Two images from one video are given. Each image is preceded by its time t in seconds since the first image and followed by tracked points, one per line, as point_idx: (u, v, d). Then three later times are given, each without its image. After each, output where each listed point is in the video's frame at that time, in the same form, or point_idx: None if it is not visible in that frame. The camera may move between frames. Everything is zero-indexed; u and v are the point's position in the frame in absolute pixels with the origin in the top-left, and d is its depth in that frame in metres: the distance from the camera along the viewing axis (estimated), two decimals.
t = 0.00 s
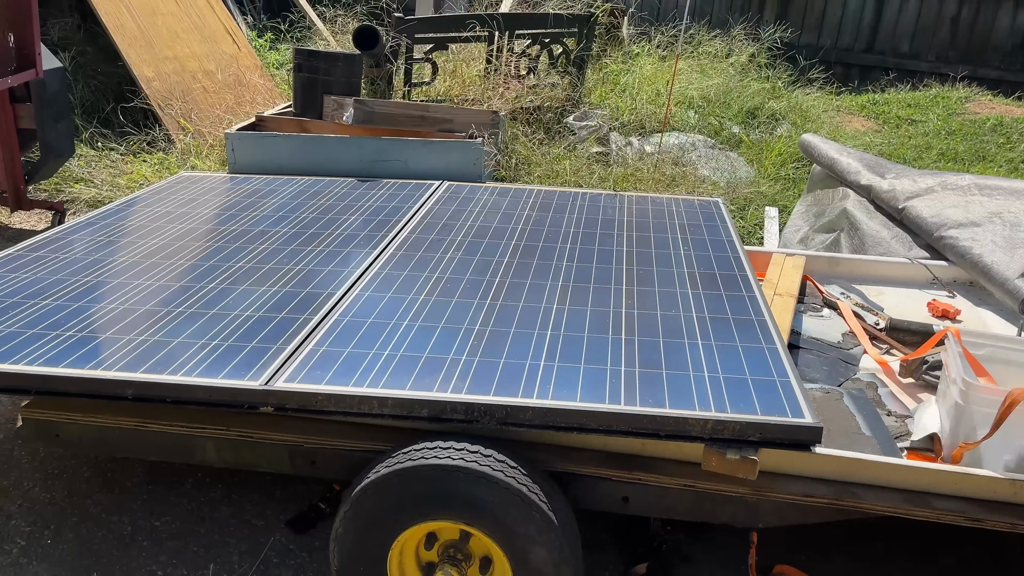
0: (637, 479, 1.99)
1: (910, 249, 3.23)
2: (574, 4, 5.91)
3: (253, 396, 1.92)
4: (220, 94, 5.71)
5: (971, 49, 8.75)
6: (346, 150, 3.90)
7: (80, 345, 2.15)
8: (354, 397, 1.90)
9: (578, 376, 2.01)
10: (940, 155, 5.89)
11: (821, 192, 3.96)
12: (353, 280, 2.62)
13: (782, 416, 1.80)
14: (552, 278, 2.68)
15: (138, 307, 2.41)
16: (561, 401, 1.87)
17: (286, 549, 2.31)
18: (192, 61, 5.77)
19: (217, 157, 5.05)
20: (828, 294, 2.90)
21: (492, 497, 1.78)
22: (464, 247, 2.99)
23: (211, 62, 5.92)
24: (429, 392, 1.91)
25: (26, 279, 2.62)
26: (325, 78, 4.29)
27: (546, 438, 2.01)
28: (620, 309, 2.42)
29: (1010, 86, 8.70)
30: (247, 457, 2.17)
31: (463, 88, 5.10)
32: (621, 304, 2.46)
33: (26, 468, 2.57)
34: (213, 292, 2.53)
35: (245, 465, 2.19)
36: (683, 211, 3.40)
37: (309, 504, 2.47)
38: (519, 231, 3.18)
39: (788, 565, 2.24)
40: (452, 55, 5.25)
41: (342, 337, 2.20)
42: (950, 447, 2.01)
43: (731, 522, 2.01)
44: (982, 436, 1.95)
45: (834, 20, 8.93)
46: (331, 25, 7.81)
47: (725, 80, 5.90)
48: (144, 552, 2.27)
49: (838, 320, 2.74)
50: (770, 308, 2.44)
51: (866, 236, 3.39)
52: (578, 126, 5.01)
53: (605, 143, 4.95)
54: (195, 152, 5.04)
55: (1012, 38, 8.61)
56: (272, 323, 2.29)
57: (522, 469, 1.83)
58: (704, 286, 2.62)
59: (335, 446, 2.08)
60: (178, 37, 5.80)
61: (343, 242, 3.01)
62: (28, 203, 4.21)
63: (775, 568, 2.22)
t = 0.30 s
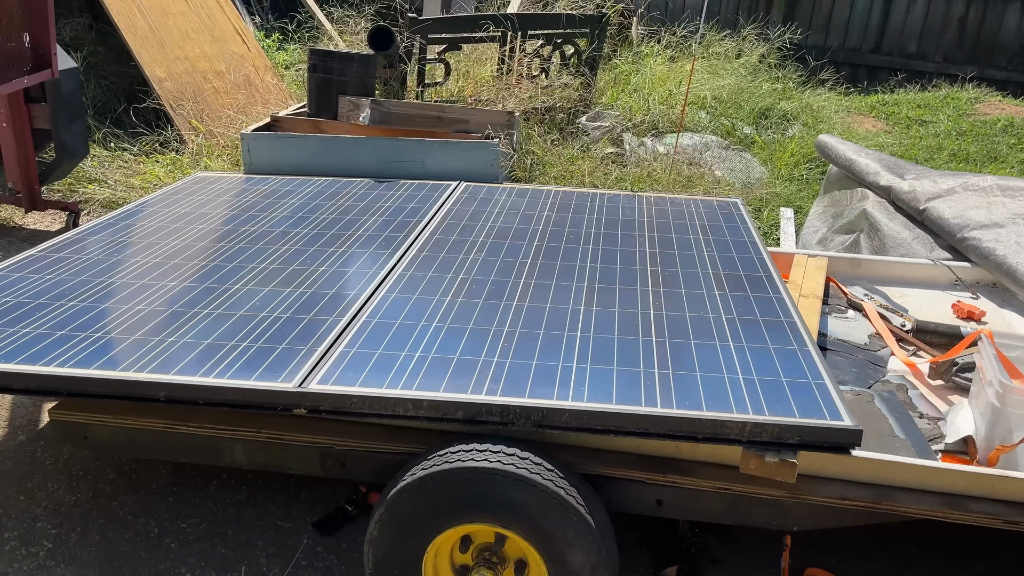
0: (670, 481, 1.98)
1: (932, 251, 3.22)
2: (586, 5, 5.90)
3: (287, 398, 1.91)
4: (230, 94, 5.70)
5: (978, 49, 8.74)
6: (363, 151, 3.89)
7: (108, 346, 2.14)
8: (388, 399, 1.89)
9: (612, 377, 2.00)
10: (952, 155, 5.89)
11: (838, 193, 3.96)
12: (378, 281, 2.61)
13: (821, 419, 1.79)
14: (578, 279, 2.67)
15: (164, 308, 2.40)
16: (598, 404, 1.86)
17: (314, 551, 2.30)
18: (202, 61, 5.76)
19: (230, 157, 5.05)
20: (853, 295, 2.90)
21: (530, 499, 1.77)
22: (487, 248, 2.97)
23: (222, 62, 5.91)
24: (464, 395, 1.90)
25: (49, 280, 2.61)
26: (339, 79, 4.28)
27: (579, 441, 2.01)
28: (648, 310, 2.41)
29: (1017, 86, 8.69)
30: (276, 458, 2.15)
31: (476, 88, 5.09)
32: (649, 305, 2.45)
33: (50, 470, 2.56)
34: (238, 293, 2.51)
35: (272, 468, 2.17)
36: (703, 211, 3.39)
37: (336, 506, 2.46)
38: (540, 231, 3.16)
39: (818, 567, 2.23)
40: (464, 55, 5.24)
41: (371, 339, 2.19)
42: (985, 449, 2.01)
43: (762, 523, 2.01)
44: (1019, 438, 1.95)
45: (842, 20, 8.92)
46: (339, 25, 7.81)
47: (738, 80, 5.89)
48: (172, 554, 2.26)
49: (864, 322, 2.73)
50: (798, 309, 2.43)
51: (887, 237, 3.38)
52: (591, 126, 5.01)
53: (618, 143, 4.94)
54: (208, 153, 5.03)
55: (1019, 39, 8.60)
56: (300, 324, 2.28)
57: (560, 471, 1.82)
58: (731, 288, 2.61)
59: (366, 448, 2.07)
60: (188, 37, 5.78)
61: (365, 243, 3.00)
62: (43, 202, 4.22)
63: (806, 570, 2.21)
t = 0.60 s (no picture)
0: (704, 484, 1.97)
1: (952, 251, 3.22)
2: (595, 5, 5.89)
3: (321, 401, 1.90)
4: (239, 95, 5.69)
5: (984, 49, 8.75)
6: (378, 151, 3.87)
7: (137, 348, 2.13)
8: (424, 402, 1.88)
9: (646, 379, 1.99)
10: (961, 155, 5.89)
11: (854, 193, 3.95)
12: (403, 282, 2.59)
13: (861, 421, 1.78)
14: (604, 280, 2.66)
15: (190, 310, 2.38)
16: (635, 406, 1.85)
17: (341, 554, 2.29)
18: (211, 61, 5.74)
19: (240, 157, 5.03)
20: (876, 296, 2.89)
21: (568, 503, 1.76)
22: (509, 248, 2.96)
23: (230, 62, 5.90)
24: (500, 397, 1.89)
25: (72, 281, 2.60)
26: (353, 78, 4.25)
27: (613, 444, 2.00)
28: (676, 312, 2.40)
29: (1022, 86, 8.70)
30: (306, 461, 2.14)
31: (487, 88, 5.08)
32: (676, 306, 2.44)
33: (73, 474, 2.55)
34: (263, 295, 2.50)
35: (302, 471, 2.15)
36: (722, 212, 3.38)
37: (362, 509, 2.45)
38: (561, 232, 3.15)
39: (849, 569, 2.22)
40: (475, 55, 5.23)
41: (401, 341, 2.18)
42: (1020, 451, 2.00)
43: (797, 526, 2.00)
44: None
45: (847, 20, 8.93)
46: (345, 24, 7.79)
47: (748, 80, 5.88)
48: (199, 558, 2.25)
49: (888, 324, 2.73)
50: (826, 310, 2.42)
51: (906, 238, 3.38)
52: (602, 126, 5.00)
53: (630, 143, 4.94)
54: (218, 153, 5.02)
55: None
56: (329, 326, 2.27)
57: (597, 476, 1.81)
58: (757, 289, 2.60)
59: (399, 452, 2.06)
60: (197, 37, 5.76)
61: (386, 244, 2.99)
62: (56, 203, 4.21)
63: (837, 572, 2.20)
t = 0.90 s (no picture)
0: (746, 489, 1.96)
1: (976, 252, 3.22)
2: (605, 5, 5.87)
3: (362, 407, 1.89)
4: (248, 96, 5.67)
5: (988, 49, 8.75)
6: (395, 152, 3.85)
7: (172, 354, 2.11)
8: (467, 408, 1.86)
9: (688, 385, 1.98)
10: (971, 155, 5.89)
11: (873, 194, 3.95)
12: (433, 286, 2.57)
13: (909, 426, 1.76)
14: (634, 283, 2.64)
15: (220, 314, 2.36)
16: (680, 412, 1.84)
17: (376, 561, 2.27)
18: (219, 62, 5.71)
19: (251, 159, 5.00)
20: (903, 298, 2.88)
21: (616, 510, 1.74)
22: (534, 250, 2.94)
23: (238, 63, 5.86)
24: (543, 403, 1.87)
25: (99, 285, 2.57)
26: (367, 80, 4.23)
27: (655, 450, 1.98)
28: (710, 316, 2.39)
29: None
30: (343, 468, 2.12)
31: (499, 89, 5.06)
32: (710, 310, 2.43)
33: (100, 480, 2.52)
34: (292, 299, 2.48)
35: (338, 478, 2.13)
36: (744, 213, 3.37)
37: (393, 515, 2.43)
38: (584, 234, 3.13)
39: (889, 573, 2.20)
40: (487, 55, 5.21)
41: (437, 346, 2.17)
42: None
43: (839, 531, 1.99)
44: None
45: (852, 19, 8.93)
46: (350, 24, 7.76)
47: (758, 80, 5.87)
48: (233, 565, 2.23)
49: (918, 326, 2.72)
50: (860, 313, 2.41)
51: (929, 239, 3.38)
52: (615, 127, 4.99)
53: (643, 144, 4.92)
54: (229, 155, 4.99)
55: None
56: (362, 331, 2.25)
57: (644, 483, 1.79)
58: (789, 291, 2.59)
59: (437, 457, 2.05)
60: (205, 38, 5.72)
61: (411, 247, 2.96)
62: (68, 205, 4.17)
63: None
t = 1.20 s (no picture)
0: (778, 494, 1.96)
1: (990, 253, 3.23)
2: (610, 6, 5.87)
3: (396, 414, 1.89)
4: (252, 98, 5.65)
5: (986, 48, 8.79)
6: (407, 155, 3.84)
7: (200, 361, 2.10)
8: (501, 414, 1.86)
9: (719, 389, 1.98)
10: (974, 155, 5.92)
11: (883, 194, 3.96)
12: (456, 290, 2.57)
13: (945, 431, 1.77)
14: (656, 286, 2.64)
15: (245, 320, 2.35)
16: (715, 418, 1.84)
17: (403, 566, 2.27)
18: (223, 63, 5.69)
19: (259, 161, 4.99)
20: (921, 300, 2.89)
21: (654, 516, 1.74)
22: (554, 253, 2.94)
23: (242, 64, 5.84)
24: (577, 409, 1.87)
25: (120, 291, 2.56)
26: (378, 81, 4.22)
27: (686, 455, 1.99)
28: (735, 319, 2.39)
29: None
30: (372, 474, 2.12)
31: (506, 90, 5.06)
32: (734, 313, 2.43)
33: (123, 487, 2.51)
34: (315, 304, 2.47)
35: (367, 483, 2.13)
36: (759, 215, 3.38)
37: (418, 519, 2.43)
38: (601, 237, 3.13)
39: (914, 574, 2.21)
40: (493, 56, 5.20)
41: (465, 352, 2.16)
42: None
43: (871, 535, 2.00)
44: None
45: (851, 19, 8.95)
46: (351, 24, 7.75)
47: (763, 80, 5.88)
48: (260, 572, 2.23)
49: (937, 327, 2.73)
50: (884, 316, 2.42)
51: (942, 240, 3.39)
52: (623, 127, 4.99)
53: (651, 145, 4.92)
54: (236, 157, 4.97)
55: None
56: (389, 336, 2.25)
57: (680, 489, 1.79)
58: (811, 293, 2.59)
59: (469, 463, 2.05)
60: (209, 39, 5.70)
61: (430, 250, 2.96)
62: (76, 209, 4.15)
63: None
